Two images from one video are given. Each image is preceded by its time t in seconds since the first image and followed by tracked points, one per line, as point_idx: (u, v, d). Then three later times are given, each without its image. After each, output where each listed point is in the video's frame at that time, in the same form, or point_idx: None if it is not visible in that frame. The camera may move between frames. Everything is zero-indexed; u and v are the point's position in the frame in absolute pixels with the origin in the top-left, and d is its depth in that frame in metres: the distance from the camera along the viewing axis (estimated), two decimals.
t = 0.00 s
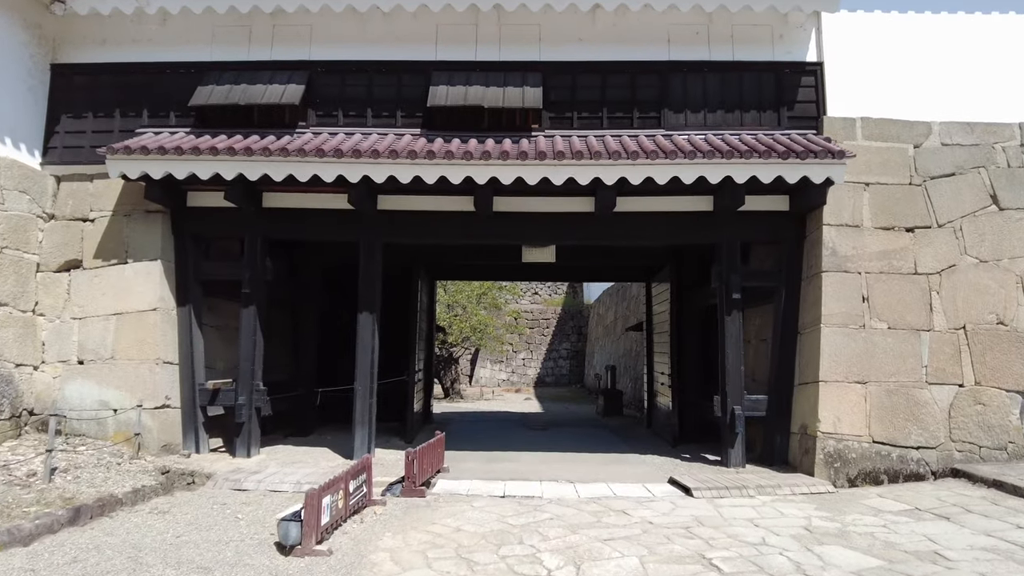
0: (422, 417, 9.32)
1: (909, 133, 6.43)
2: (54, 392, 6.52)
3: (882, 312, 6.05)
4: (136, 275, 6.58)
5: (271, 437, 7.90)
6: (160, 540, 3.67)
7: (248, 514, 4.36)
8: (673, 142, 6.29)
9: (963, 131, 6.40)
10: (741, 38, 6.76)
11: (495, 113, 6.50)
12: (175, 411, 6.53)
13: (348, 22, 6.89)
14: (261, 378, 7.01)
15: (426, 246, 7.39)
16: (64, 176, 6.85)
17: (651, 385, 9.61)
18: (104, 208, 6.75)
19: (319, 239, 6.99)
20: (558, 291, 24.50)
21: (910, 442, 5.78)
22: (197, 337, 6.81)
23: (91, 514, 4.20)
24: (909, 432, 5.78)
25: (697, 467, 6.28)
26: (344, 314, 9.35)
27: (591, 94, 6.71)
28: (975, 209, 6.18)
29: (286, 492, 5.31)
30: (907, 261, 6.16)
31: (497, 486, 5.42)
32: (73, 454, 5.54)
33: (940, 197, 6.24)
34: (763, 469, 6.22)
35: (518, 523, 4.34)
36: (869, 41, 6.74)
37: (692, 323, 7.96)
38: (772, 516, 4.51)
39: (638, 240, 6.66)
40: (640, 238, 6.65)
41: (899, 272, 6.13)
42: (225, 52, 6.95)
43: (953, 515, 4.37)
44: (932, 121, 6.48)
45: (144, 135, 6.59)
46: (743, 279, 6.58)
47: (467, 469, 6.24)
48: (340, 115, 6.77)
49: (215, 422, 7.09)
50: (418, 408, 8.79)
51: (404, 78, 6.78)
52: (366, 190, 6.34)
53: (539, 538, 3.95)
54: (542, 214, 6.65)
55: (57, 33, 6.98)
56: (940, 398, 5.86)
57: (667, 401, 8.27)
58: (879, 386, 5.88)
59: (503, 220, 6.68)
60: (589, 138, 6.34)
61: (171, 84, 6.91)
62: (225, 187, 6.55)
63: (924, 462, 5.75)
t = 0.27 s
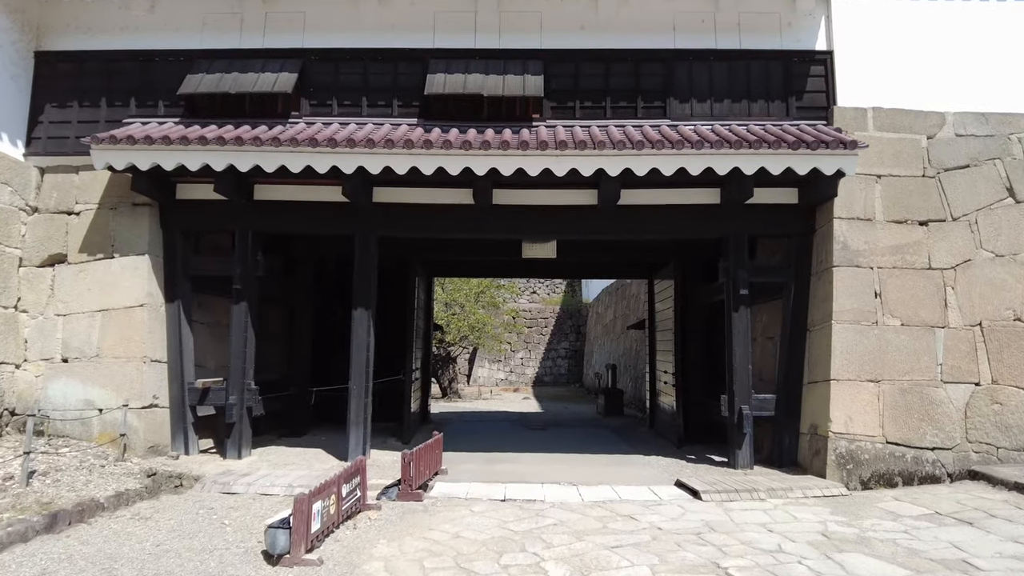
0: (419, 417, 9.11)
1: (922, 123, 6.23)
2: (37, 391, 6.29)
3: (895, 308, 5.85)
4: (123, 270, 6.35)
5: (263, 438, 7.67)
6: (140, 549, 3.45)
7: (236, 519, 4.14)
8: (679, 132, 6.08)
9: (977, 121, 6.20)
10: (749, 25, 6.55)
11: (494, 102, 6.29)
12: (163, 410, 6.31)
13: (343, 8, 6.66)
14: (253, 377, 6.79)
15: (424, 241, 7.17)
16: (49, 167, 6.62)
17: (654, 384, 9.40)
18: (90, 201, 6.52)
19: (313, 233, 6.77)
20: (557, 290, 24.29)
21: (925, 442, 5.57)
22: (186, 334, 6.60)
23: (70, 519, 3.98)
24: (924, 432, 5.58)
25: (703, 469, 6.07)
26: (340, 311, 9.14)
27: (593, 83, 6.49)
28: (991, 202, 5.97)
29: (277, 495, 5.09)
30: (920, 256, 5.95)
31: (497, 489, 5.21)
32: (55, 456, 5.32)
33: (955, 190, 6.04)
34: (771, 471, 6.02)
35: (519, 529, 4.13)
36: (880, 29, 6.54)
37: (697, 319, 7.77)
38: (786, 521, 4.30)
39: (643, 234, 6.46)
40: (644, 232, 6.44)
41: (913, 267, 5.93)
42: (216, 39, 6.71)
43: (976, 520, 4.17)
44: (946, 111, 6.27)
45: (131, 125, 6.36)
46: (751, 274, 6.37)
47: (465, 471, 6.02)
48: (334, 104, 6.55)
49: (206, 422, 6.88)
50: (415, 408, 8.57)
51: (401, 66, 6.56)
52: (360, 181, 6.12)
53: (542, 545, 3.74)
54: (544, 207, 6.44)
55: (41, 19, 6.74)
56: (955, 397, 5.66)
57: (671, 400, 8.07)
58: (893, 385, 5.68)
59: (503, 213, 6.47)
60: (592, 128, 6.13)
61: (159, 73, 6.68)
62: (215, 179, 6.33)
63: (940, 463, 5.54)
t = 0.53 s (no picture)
0: (415, 417, 8.90)
1: (935, 114, 6.02)
2: (17, 390, 6.05)
3: (908, 304, 5.64)
4: (107, 264, 6.13)
5: (255, 438, 7.47)
6: (114, 559, 3.24)
7: (219, 526, 3.92)
8: (684, 121, 5.87)
9: (992, 112, 6.00)
10: (756, 12, 6.33)
11: (493, 90, 6.09)
12: (149, 410, 6.09)
13: None
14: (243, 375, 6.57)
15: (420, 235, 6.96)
16: (31, 158, 6.38)
17: (656, 383, 9.20)
18: (73, 193, 6.28)
19: (305, 227, 6.55)
20: (555, 288, 24.08)
21: (940, 443, 5.37)
22: (174, 330, 6.38)
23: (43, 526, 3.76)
24: (938, 433, 5.38)
25: (709, 471, 5.86)
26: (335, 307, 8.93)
27: (595, 71, 6.28)
28: (1007, 195, 5.77)
29: (265, 499, 4.87)
30: (934, 250, 5.75)
31: (495, 492, 5.00)
32: (34, 458, 5.10)
33: (969, 182, 5.84)
34: (779, 473, 5.82)
35: (519, 536, 3.92)
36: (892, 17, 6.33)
37: (701, 316, 7.57)
38: (800, 527, 4.09)
39: (646, 228, 6.25)
40: (647, 225, 6.24)
41: (926, 261, 5.73)
42: (204, 26, 6.49)
43: (1000, 525, 3.97)
44: (959, 101, 6.07)
45: (116, 113, 6.13)
46: (758, 269, 6.17)
47: (462, 473, 5.81)
48: (327, 93, 6.34)
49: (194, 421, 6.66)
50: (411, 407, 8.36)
51: (396, 54, 6.34)
52: (354, 172, 5.90)
53: (544, 554, 3.53)
54: (544, 199, 6.23)
55: (23, 5, 6.51)
56: (971, 396, 5.46)
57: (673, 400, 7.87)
58: (905, 383, 5.48)
59: (501, 206, 6.26)
60: (594, 117, 5.91)
61: (146, 60, 6.45)
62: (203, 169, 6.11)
63: (955, 465, 5.35)
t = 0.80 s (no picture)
0: (413, 417, 8.68)
1: (950, 102, 5.81)
2: None
3: (924, 299, 5.43)
4: (92, 260, 5.91)
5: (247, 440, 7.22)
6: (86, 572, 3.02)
7: (203, 533, 3.70)
8: (689, 109, 5.66)
9: (1009, 100, 5.79)
10: None
11: (492, 77, 5.88)
12: (135, 410, 5.88)
13: None
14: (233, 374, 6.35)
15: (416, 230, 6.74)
16: (12, 149, 6.15)
17: (659, 382, 9.00)
18: (57, 185, 6.06)
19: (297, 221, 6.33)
20: (555, 287, 23.85)
21: (958, 444, 5.16)
22: (162, 328, 6.16)
23: (15, 534, 3.54)
24: (957, 433, 5.17)
25: (717, 473, 5.64)
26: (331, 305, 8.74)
27: (598, 59, 6.06)
28: None
29: (254, 503, 4.65)
30: (950, 243, 5.53)
31: (495, 496, 4.78)
32: (13, 462, 4.88)
33: (986, 172, 5.63)
34: (790, 474, 5.60)
35: (520, 544, 3.70)
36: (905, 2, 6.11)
37: (706, 312, 7.39)
38: (817, 533, 3.88)
39: (651, 221, 6.03)
40: (653, 217, 6.01)
41: (942, 255, 5.51)
42: (193, 12, 6.26)
43: None
44: (975, 89, 5.86)
45: (100, 103, 5.91)
46: (767, 263, 5.95)
47: (460, 475, 5.59)
48: (320, 81, 6.12)
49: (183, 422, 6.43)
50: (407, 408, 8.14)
51: (392, 42, 6.12)
52: (347, 162, 5.68)
53: (547, 564, 3.31)
54: (545, 192, 6.01)
55: None
56: (990, 395, 5.25)
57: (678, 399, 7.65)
58: (922, 381, 5.26)
59: (501, 198, 6.04)
60: (596, 105, 5.70)
61: (132, 48, 6.22)
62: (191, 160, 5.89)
63: (974, 466, 5.14)
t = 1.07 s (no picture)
0: (410, 417, 8.47)
1: (966, 89, 5.59)
2: None
3: (940, 293, 5.22)
4: (76, 253, 5.69)
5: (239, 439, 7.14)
6: None
7: (185, 540, 3.50)
8: (696, 96, 5.45)
9: None
10: None
11: (491, 63, 5.68)
12: (121, 409, 5.67)
13: None
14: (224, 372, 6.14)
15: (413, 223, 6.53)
16: None
17: (662, 381, 8.80)
18: (40, 176, 5.84)
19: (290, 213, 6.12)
20: (555, 285, 23.64)
21: (977, 444, 4.96)
22: (150, 324, 5.95)
23: None
24: (975, 432, 4.97)
25: (725, 475, 5.44)
26: (326, 301, 8.55)
27: (600, 45, 5.85)
28: None
29: (242, 507, 4.44)
30: (967, 236, 5.32)
31: (495, 499, 4.57)
32: None
33: (1005, 162, 5.42)
34: (801, 475, 5.41)
35: (522, 552, 3.50)
36: None
37: (711, 309, 7.20)
38: (835, 539, 3.68)
39: (656, 213, 5.82)
40: (658, 209, 5.80)
41: (959, 247, 5.30)
42: None
43: None
44: (993, 76, 5.65)
45: (85, 90, 5.69)
46: (776, 257, 5.75)
47: (458, 477, 5.39)
48: (313, 68, 5.91)
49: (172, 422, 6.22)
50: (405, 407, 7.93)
51: (387, 27, 5.91)
52: (340, 152, 5.47)
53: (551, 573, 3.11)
54: (547, 183, 5.80)
55: None
56: (1010, 393, 5.04)
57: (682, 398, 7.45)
58: (939, 379, 5.06)
59: (501, 189, 5.83)
60: (599, 92, 5.49)
61: (118, 34, 6.00)
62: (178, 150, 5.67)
63: (994, 467, 4.94)
